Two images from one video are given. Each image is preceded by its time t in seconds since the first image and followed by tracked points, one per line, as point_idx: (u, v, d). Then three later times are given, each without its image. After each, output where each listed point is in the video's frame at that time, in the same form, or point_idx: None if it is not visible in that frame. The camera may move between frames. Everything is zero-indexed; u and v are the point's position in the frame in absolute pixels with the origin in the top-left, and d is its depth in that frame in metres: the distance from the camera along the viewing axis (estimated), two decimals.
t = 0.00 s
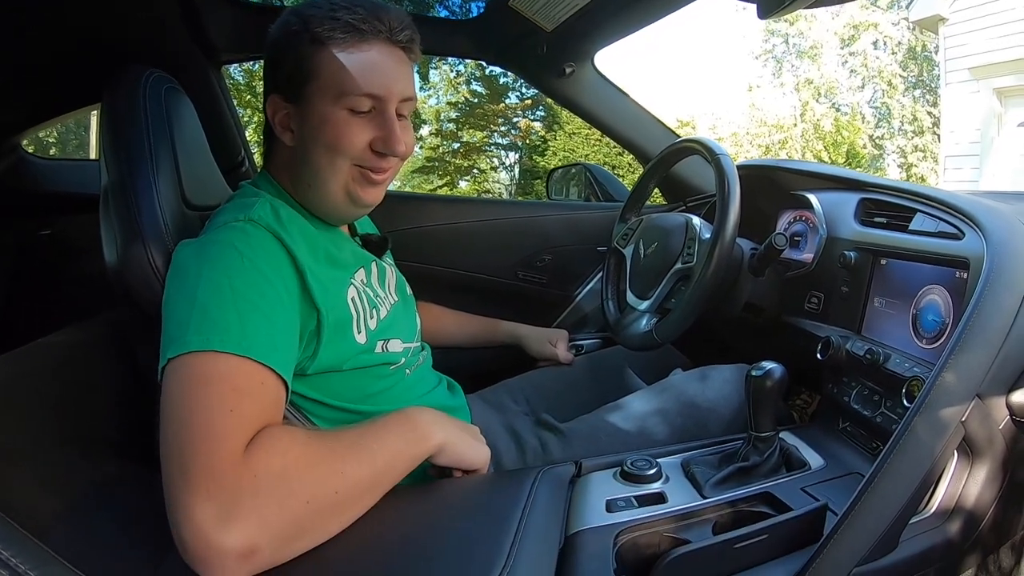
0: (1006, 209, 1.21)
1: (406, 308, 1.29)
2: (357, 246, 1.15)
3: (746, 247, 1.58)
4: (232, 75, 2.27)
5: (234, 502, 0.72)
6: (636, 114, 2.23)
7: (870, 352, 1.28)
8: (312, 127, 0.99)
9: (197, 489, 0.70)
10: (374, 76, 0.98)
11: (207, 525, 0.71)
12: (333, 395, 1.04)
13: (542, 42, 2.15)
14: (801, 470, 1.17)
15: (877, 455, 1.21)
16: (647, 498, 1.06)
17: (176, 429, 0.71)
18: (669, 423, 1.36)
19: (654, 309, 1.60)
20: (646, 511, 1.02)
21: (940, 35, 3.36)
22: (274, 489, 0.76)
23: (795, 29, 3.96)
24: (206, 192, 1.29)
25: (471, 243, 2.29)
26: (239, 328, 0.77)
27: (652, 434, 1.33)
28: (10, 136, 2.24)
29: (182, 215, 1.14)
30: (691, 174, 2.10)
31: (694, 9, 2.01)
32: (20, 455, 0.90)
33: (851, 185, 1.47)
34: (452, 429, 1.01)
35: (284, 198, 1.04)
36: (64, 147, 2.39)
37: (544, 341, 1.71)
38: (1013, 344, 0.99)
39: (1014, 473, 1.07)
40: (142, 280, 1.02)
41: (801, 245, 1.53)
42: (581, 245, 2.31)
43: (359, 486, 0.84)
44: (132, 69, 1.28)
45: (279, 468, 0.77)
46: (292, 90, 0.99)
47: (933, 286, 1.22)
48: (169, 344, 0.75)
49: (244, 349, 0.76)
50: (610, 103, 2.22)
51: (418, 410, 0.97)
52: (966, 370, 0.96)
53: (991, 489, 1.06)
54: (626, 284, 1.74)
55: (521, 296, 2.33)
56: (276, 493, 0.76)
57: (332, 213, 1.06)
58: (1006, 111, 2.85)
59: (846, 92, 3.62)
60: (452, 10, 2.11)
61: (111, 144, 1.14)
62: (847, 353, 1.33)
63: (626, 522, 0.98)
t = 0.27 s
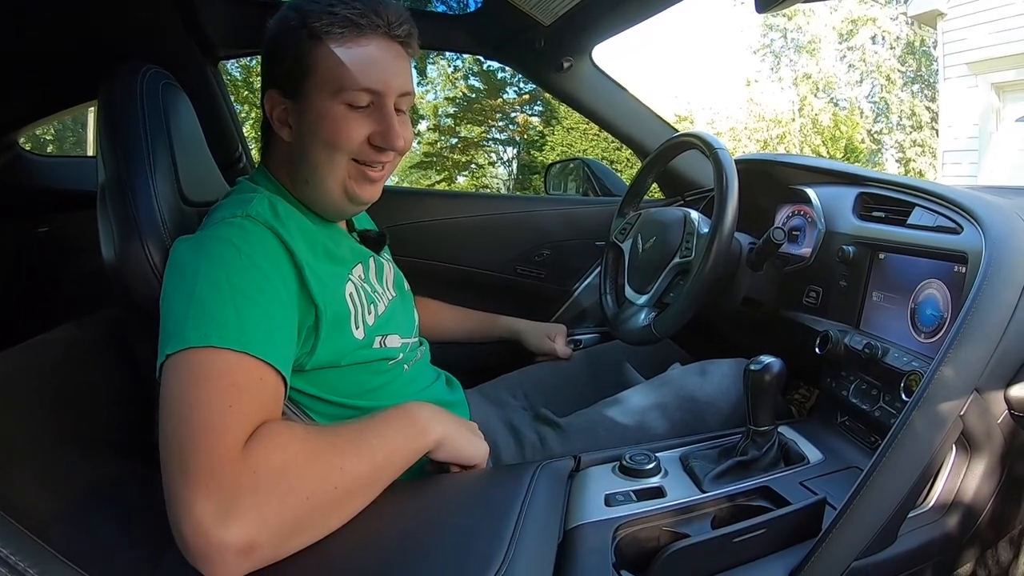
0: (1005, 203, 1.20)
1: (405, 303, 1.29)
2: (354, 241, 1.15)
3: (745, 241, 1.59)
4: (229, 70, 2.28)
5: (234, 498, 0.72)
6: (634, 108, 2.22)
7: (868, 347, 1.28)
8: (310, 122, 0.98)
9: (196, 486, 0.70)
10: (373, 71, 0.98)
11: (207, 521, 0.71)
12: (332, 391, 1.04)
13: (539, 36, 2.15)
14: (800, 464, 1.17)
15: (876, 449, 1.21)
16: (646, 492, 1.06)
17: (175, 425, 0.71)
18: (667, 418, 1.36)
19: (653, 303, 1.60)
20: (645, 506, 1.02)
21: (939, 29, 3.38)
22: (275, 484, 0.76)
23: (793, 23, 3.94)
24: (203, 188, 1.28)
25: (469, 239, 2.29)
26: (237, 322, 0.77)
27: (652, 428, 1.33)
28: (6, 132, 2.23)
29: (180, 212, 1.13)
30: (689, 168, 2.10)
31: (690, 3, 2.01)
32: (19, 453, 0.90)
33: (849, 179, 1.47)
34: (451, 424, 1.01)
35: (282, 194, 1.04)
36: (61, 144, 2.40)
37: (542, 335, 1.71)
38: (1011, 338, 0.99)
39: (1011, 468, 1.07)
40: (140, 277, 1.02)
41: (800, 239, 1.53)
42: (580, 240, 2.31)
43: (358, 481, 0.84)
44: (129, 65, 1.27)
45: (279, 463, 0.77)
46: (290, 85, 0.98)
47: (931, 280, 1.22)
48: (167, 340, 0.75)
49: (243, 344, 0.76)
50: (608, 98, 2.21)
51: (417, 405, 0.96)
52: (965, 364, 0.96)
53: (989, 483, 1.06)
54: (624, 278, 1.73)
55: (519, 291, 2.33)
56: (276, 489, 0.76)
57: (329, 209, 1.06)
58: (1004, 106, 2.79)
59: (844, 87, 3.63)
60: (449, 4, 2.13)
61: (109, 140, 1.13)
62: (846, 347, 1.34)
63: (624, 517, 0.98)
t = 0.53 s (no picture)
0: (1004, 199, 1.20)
1: (404, 298, 1.29)
2: (354, 237, 1.15)
3: (744, 236, 1.60)
4: (228, 67, 2.28)
5: (224, 497, 0.72)
6: (633, 104, 2.21)
7: (867, 342, 1.28)
8: (307, 119, 0.98)
9: (187, 486, 0.71)
10: (371, 69, 0.97)
11: (198, 521, 0.71)
12: (332, 387, 1.04)
13: (538, 31, 2.14)
14: (799, 460, 1.17)
15: (875, 444, 1.21)
16: (646, 488, 1.06)
17: (169, 425, 0.71)
18: (666, 413, 1.36)
19: (653, 298, 1.60)
20: (645, 501, 1.02)
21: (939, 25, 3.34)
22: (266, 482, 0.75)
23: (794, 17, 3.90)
24: (202, 184, 1.28)
25: (469, 234, 2.29)
26: (235, 323, 0.77)
27: (651, 423, 1.33)
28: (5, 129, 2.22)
29: (178, 208, 1.13)
30: (688, 163, 2.10)
31: None
32: (20, 450, 0.89)
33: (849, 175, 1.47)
34: (457, 410, 1.00)
35: (281, 190, 1.03)
36: (60, 142, 2.37)
37: (541, 331, 1.71)
38: (1010, 334, 0.99)
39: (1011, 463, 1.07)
40: (139, 273, 1.02)
41: (799, 234, 1.53)
42: (580, 235, 2.31)
43: (355, 477, 0.83)
44: (128, 62, 1.27)
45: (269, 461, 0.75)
46: (289, 82, 0.98)
47: (931, 276, 1.22)
48: (164, 341, 0.75)
49: (241, 345, 0.76)
50: (606, 93, 2.21)
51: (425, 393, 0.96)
52: (965, 359, 0.96)
53: (988, 479, 1.06)
54: (623, 273, 1.74)
55: (519, 287, 2.33)
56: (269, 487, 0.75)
57: (327, 206, 1.06)
58: (1002, 103, 2.83)
59: (844, 82, 3.63)
60: None
61: (107, 137, 1.13)
62: (845, 343, 1.34)
63: (624, 512, 0.98)
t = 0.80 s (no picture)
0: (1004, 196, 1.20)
1: (404, 296, 1.29)
2: (354, 233, 1.15)
3: (745, 233, 1.59)
4: (227, 63, 2.26)
5: (177, 507, 0.65)
6: (634, 101, 2.21)
7: (868, 339, 1.28)
8: (324, 113, 0.98)
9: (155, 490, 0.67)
10: (389, 65, 0.99)
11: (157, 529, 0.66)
12: (332, 384, 1.04)
13: (539, 28, 2.13)
14: (800, 457, 1.18)
15: (875, 442, 1.22)
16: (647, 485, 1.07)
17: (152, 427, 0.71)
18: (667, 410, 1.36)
19: (653, 295, 1.60)
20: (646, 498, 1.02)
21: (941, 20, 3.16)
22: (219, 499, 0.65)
23: (795, 16, 3.97)
24: (203, 181, 1.28)
25: (470, 231, 2.29)
26: (220, 330, 0.74)
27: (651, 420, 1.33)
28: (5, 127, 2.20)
29: (179, 205, 1.13)
30: (689, 160, 2.10)
31: None
32: (19, 450, 0.89)
33: (849, 172, 1.47)
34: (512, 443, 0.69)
35: (281, 186, 1.03)
36: (60, 139, 2.36)
37: (543, 328, 1.70)
38: (1013, 329, 0.99)
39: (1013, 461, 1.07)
40: (139, 270, 1.02)
41: (800, 232, 1.53)
42: (581, 232, 2.31)
43: (325, 521, 0.64)
44: (127, 60, 1.27)
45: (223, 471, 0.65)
46: (303, 76, 0.98)
47: (932, 274, 1.22)
48: (156, 346, 0.75)
49: (225, 350, 0.73)
50: (608, 91, 2.20)
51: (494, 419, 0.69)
52: (966, 357, 0.96)
53: (989, 477, 1.06)
54: (624, 270, 1.74)
55: (520, 283, 2.33)
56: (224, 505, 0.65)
57: (338, 200, 1.06)
58: (1004, 99, 2.67)
59: (844, 79, 3.63)
60: None
61: (107, 134, 1.13)
62: (846, 340, 1.34)
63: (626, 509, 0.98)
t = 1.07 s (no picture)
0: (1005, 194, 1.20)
1: (406, 293, 1.28)
2: (359, 232, 1.15)
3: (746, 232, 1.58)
4: (228, 61, 2.27)
5: (179, 504, 0.66)
6: (635, 99, 2.21)
7: (869, 338, 1.28)
8: (328, 111, 0.98)
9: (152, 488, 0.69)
10: (395, 63, 0.99)
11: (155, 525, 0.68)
12: (334, 383, 1.04)
13: (540, 25, 2.13)
14: (801, 456, 1.18)
15: (877, 440, 1.22)
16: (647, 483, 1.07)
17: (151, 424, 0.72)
18: (668, 408, 1.36)
19: (654, 293, 1.60)
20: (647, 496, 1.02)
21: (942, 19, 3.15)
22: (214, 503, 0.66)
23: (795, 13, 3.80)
24: (204, 179, 1.28)
25: (471, 229, 2.29)
26: (223, 330, 0.74)
27: (652, 419, 1.33)
28: (6, 125, 2.20)
29: (180, 203, 1.13)
30: (690, 158, 2.10)
31: None
32: (20, 450, 0.89)
33: (851, 171, 1.46)
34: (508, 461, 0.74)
35: (285, 184, 1.03)
36: (62, 136, 2.36)
37: (544, 326, 1.70)
38: (1015, 328, 0.99)
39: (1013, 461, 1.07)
40: (140, 267, 1.02)
41: (800, 230, 1.51)
42: (582, 230, 2.31)
43: (319, 522, 0.67)
44: (128, 57, 1.27)
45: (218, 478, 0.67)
46: (307, 74, 0.98)
47: (934, 272, 1.21)
48: (158, 343, 0.75)
49: (227, 351, 0.73)
50: (611, 90, 2.20)
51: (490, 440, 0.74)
52: (967, 355, 0.96)
53: (990, 477, 1.06)
54: (625, 269, 1.74)
55: (521, 281, 2.33)
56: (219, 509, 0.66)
57: (343, 199, 1.05)
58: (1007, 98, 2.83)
59: (846, 77, 3.62)
60: None
61: (108, 132, 1.13)
62: (847, 339, 1.34)
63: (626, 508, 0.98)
